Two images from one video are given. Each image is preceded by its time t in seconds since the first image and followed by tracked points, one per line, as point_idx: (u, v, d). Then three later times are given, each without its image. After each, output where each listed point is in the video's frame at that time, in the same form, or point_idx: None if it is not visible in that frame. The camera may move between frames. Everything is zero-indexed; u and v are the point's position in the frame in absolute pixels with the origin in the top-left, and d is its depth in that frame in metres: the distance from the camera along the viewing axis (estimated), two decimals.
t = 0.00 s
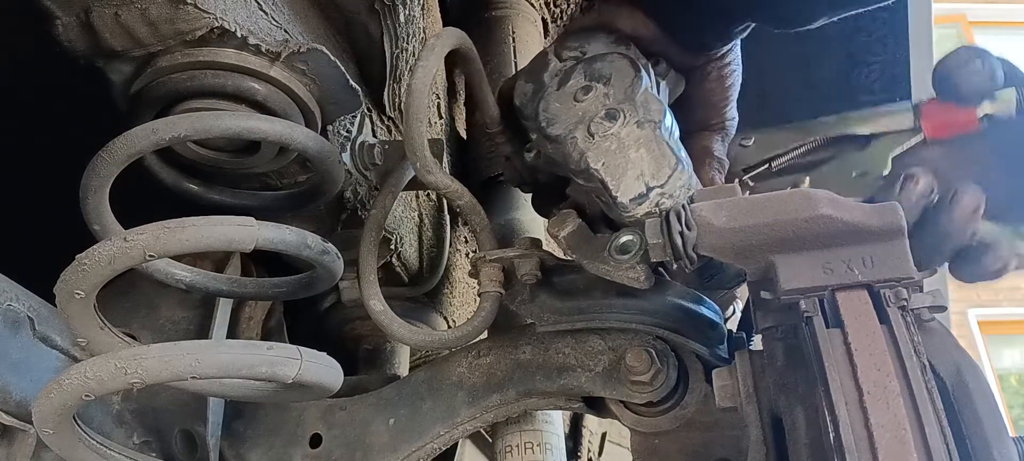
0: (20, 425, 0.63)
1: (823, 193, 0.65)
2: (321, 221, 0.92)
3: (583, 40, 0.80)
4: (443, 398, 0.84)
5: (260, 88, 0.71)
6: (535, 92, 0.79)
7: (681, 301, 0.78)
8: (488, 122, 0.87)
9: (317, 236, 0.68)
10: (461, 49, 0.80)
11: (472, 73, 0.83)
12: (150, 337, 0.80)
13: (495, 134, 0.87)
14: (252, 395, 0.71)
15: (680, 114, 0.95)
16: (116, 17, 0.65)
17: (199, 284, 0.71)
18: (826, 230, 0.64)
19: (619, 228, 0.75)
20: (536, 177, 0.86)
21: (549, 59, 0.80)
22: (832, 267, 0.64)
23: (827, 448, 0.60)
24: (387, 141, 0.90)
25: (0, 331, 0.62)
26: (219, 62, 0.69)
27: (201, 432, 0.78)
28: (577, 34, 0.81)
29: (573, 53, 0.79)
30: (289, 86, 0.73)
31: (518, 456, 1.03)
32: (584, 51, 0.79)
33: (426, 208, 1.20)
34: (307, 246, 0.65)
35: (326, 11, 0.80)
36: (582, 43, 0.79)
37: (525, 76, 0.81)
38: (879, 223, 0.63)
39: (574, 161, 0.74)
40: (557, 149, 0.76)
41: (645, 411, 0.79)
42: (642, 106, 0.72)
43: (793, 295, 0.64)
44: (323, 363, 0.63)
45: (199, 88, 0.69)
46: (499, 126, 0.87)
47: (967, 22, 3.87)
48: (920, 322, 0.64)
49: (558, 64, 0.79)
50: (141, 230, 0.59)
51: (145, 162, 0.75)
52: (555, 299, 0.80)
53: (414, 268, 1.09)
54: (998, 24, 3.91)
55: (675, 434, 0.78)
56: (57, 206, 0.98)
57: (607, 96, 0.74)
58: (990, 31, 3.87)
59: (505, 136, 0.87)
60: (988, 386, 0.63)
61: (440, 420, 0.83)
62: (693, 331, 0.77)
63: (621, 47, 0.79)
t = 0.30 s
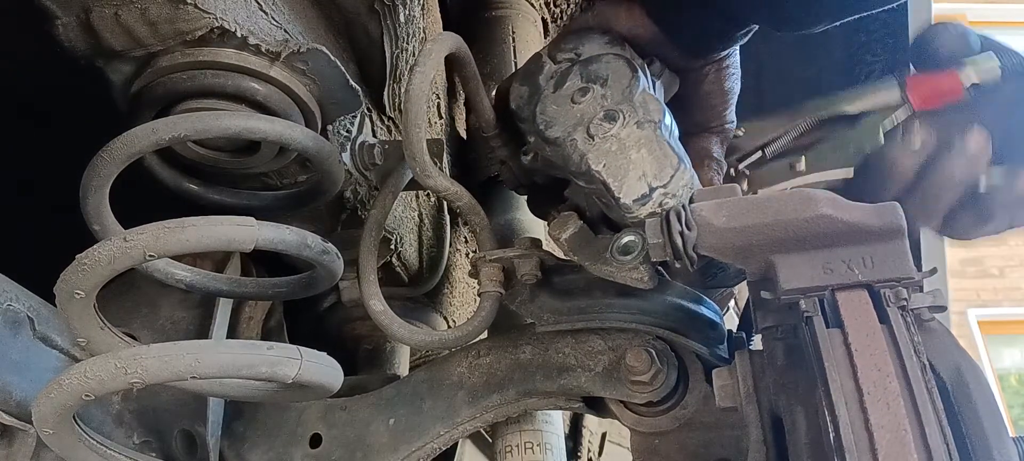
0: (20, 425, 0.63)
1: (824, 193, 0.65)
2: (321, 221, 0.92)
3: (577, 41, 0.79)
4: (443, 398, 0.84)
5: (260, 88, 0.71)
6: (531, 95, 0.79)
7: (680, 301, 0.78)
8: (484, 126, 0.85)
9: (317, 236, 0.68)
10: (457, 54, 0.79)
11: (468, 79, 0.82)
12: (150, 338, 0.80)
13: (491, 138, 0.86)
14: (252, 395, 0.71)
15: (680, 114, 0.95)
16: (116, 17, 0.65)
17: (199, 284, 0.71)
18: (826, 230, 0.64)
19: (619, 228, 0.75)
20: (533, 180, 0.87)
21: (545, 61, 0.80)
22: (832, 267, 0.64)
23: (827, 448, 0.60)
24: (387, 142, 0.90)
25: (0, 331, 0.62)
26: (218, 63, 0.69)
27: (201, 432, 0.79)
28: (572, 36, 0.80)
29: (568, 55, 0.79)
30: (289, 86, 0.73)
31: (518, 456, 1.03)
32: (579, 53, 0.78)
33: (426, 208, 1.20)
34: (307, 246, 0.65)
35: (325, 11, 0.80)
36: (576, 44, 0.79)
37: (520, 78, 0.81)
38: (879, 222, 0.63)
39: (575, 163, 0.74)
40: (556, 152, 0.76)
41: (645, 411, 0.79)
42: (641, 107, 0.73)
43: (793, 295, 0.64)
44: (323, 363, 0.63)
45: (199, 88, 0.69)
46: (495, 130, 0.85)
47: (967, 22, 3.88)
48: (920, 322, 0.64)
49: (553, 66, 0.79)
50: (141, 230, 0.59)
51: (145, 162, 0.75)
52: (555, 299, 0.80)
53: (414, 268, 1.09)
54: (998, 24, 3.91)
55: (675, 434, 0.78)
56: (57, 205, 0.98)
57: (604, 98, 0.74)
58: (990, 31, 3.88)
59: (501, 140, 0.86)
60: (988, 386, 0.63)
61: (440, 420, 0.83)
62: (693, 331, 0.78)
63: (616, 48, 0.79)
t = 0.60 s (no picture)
0: (20, 425, 0.63)
1: (824, 193, 0.65)
2: (320, 221, 0.92)
3: (576, 40, 0.80)
4: (443, 398, 0.84)
5: (260, 88, 0.71)
6: (530, 95, 0.79)
7: (680, 301, 0.78)
8: (483, 125, 0.85)
9: (317, 236, 0.68)
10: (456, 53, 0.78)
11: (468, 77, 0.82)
12: (150, 338, 0.79)
13: (490, 137, 0.86)
14: (252, 395, 0.71)
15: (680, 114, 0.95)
16: (116, 17, 0.65)
17: (199, 284, 0.71)
18: (825, 230, 0.64)
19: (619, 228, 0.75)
20: (531, 179, 0.86)
21: (544, 61, 0.80)
22: (833, 267, 0.64)
23: (827, 448, 0.60)
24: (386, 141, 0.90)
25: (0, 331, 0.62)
26: (218, 62, 0.69)
27: (201, 432, 0.79)
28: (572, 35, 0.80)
29: (567, 55, 0.79)
30: (289, 86, 0.73)
31: (518, 456, 1.03)
32: (578, 53, 0.79)
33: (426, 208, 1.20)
34: (307, 246, 0.65)
35: (325, 11, 0.80)
36: (576, 44, 0.79)
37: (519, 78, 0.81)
38: (879, 222, 0.63)
39: (574, 163, 0.74)
40: (555, 151, 0.76)
41: (645, 411, 0.79)
42: (640, 106, 0.73)
43: (793, 295, 0.64)
44: (323, 363, 0.63)
45: (199, 88, 0.69)
46: (493, 130, 0.85)
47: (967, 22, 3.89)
48: (920, 322, 0.64)
49: (552, 66, 0.79)
50: (141, 230, 0.59)
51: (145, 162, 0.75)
52: (556, 300, 0.80)
53: (414, 268, 1.09)
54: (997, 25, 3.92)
55: (675, 434, 0.78)
56: (57, 205, 0.98)
57: (603, 97, 0.74)
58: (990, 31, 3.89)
59: (500, 138, 0.86)
60: (988, 386, 0.63)
61: (440, 420, 0.83)
62: (693, 331, 0.78)
63: (614, 48, 0.79)
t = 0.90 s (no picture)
0: (20, 425, 0.63)
1: (824, 193, 0.65)
2: (320, 221, 0.92)
3: (565, 43, 0.79)
4: (442, 398, 0.84)
5: (260, 88, 0.71)
6: (522, 101, 0.79)
7: (681, 301, 0.78)
8: (474, 134, 0.84)
9: (317, 236, 0.68)
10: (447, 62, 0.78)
11: (458, 85, 0.81)
12: (150, 338, 0.79)
13: (483, 144, 0.85)
14: (253, 395, 0.71)
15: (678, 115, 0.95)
16: (116, 17, 0.65)
17: (200, 285, 0.71)
18: (825, 230, 0.64)
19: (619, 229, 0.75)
20: (525, 186, 0.86)
21: (533, 66, 0.80)
22: (833, 267, 0.64)
23: (827, 449, 0.60)
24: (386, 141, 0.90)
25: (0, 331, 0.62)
26: (219, 62, 0.69)
27: (201, 432, 0.79)
28: (557, 40, 0.80)
29: (556, 58, 0.79)
30: (289, 85, 0.73)
31: (518, 456, 1.03)
32: (567, 56, 0.79)
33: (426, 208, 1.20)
34: (307, 246, 0.65)
35: (326, 12, 0.80)
36: (564, 48, 0.79)
37: (510, 84, 0.81)
38: (879, 222, 0.63)
39: (571, 167, 0.73)
40: (549, 156, 0.76)
41: (645, 411, 0.79)
42: (634, 107, 0.72)
43: (793, 295, 0.64)
44: (323, 363, 0.63)
45: (199, 88, 0.69)
46: (486, 137, 0.85)
47: (966, 22, 3.90)
48: (920, 322, 0.64)
49: (541, 71, 0.79)
50: (141, 230, 0.59)
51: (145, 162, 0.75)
52: (556, 300, 0.80)
53: (415, 268, 1.09)
54: (996, 25, 3.93)
55: (675, 434, 0.78)
56: (56, 205, 0.98)
57: (596, 100, 0.74)
58: (989, 31, 3.89)
59: (490, 146, 0.85)
60: (988, 386, 0.63)
61: (440, 420, 0.83)
62: (693, 331, 0.78)
63: (604, 50, 0.79)
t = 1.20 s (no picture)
0: (20, 425, 0.63)
1: (823, 192, 0.65)
2: (321, 221, 0.92)
3: (575, 41, 0.80)
4: (442, 398, 0.84)
5: (260, 88, 0.71)
6: (530, 94, 0.79)
7: (681, 301, 0.78)
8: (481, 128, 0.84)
9: (317, 236, 0.68)
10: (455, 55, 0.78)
11: (466, 78, 0.81)
12: (150, 338, 0.79)
13: (490, 138, 0.85)
14: (253, 395, 0.71)
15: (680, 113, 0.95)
16: (116, 17, 0.65)
17: (200, 284, 0.71)
18: (825, 230, 0.64)
19: (619, 228, 0.75)
20: (530, 180, 0.87)
21: (541, 62, 0.80)
22: (833, 267, 0.64)
23: (827, 448, 0.60)
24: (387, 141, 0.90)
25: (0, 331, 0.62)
26: (218, 63, 0.69)
27: (201, 432, 0.79)
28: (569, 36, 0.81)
29: (565, 56, 0.80)
30: (289, 85, 0.73)
31: (518, 456, 1.03)
32: (577, 53, 0.79)
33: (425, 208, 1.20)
34: (307, 246, 0.65)
35: (326, 12, 0.80)
36: (574, 44, 0.79)
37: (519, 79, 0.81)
38: (878, 222, 0.63)
39: (574, 164, 0.73)
40: (554, 152, 0.76)
41: (645, 411, 0.79)
42: (640, 106, 0.72)
43: (793, 295, 0.65)
44: (323, 363, 0.63)
45: (200, 88, 0.69)
46: (492, 131, 0.84)
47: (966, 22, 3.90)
48: (920, 322, 0.64)
49: (551, 66, 0.79)
50: (141, 230, 0.59)
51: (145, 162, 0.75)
52: (555, 299, 0.80)
53: (415, 268, 1.09)
54: (994, 25, 3.93)
55: (675, 433, 0.78)
56: (56, 205, 0.98)
57: (603, 98, 0.74)
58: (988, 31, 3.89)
59: (500, 140, 0.85)
60: (988, 386, 0.63)
61: (440, 420, 0.83)
62: (693, 331, 0.78)
63: (613, 48, 0.79)
